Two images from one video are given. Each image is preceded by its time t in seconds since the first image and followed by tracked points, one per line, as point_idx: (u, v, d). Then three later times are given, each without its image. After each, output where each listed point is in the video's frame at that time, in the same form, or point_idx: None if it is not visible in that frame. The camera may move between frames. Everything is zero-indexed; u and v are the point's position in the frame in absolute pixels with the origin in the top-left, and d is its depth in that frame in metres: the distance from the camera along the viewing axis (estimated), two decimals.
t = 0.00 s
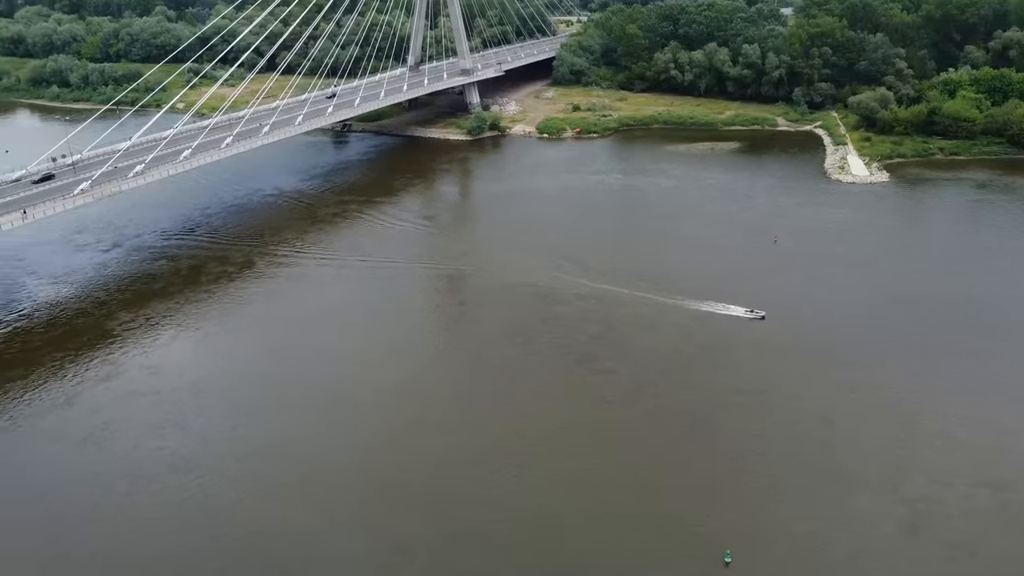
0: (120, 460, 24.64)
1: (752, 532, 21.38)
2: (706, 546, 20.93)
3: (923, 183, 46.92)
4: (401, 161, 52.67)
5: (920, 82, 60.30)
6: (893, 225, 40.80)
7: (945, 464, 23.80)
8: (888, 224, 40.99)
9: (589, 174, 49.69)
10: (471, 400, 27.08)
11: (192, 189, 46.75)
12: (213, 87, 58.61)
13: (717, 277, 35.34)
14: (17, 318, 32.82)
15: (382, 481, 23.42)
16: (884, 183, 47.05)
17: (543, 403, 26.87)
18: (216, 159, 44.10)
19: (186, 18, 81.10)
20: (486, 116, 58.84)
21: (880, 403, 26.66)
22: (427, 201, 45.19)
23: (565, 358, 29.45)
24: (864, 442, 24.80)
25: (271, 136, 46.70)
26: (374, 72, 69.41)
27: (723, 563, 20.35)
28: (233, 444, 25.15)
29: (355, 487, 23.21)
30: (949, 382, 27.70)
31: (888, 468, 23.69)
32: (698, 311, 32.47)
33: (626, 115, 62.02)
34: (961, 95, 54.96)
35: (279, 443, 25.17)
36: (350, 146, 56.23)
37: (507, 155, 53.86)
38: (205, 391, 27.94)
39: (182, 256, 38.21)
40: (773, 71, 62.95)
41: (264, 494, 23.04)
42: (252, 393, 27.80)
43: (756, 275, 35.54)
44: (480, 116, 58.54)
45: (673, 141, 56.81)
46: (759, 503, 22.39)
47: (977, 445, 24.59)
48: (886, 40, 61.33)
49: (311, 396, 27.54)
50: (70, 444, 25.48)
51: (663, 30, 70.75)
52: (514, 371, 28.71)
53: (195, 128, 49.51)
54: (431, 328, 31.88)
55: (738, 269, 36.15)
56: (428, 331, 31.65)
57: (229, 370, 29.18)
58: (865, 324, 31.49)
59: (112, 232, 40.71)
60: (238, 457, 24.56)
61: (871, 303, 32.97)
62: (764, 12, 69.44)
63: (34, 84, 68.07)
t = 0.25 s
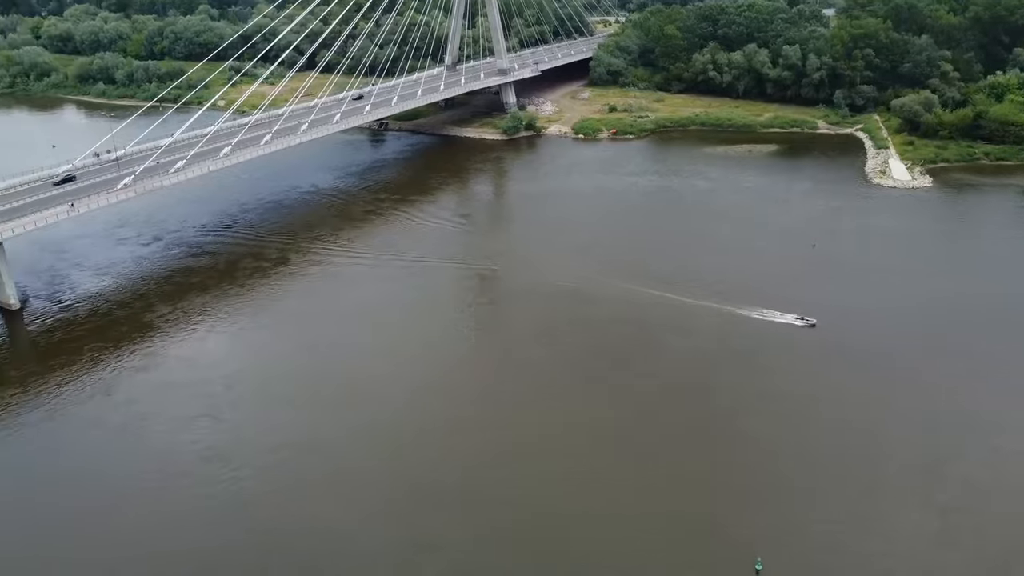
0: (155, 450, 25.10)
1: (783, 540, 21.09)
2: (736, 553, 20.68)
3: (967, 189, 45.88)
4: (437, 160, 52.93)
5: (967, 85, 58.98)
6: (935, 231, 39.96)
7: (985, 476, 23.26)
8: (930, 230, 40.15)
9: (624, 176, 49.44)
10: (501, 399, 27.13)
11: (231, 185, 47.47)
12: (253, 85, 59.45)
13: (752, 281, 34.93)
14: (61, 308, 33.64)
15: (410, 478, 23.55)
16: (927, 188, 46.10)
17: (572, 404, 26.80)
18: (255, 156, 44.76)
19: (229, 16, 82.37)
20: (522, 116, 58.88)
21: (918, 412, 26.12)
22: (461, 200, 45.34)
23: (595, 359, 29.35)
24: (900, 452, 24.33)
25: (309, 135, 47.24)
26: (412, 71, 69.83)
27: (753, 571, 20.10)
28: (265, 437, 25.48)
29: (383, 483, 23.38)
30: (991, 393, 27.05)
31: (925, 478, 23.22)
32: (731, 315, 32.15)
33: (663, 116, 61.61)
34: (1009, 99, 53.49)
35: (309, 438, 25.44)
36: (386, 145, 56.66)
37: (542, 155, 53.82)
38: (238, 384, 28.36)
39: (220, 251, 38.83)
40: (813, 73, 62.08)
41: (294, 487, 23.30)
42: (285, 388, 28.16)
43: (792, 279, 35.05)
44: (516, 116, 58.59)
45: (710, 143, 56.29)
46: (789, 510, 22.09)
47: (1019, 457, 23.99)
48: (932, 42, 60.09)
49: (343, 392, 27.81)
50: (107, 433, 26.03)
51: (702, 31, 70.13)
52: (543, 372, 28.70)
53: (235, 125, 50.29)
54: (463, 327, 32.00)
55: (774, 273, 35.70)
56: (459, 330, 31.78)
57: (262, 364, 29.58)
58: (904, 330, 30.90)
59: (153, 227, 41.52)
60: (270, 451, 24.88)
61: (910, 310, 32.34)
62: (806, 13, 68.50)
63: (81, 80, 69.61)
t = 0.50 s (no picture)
0: (189, 442, 25.52)
1: (814, 548, 20.80)
2: (765, 558, 20.47)
3: (1011, 194, 44.86)
4: (471, 159, 53.09)
5: (1013, 88, 57.67)
6: (977, 237, 39.13)
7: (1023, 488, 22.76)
8: (972, 236, 39.32)
9: (658, 177, 49.13)
10: (531, 398, 27.15)
11: (268, 182, 48.09)
12: (291, 84, 60.17)
13: (786, 285, 34.52)
14: (101, 300, 34.36)
15: (438, 474, 23.67)
16: (969, 193, 45.17)
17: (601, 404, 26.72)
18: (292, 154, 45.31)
19: (268, 15, 83.43)
20: (557, 116, 58.81)
21: (955, 422, 25.62)
22: (494, 200, 45.41)
23: (625, 360, 29.24)
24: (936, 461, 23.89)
25: (345, 133, 47.67)
26: (448, 71, 70.12)
27: None
28: (297, 431, 25.80)
29: (413, 479, 23.55)
30: None
31: (961, 489, 22.78)
32: (764, 319, 31.81)
33: (699, 117, 61.12)
34: None
35: (340, 433, 25.67)
36: (421, 143, 56.98)
37: (576, 155, 53.73)
38: (270, 377, 28.75)
39: (256, 247, 39.35)
40: (853, 75, 61.16)
41: (324, 481, 23.58)
42: (316, 382, 28.48)
43: (828, 284, 34.56)
44: (551, 116, 58.57)
45: (746, 145, 55.72)
46: (821, 517, 21.78)
47: None
48: (977, 44, 58.86)
49: (374, 388, 28.03)
50: (143, 423, 26.53)
51: (740, 32, 69.42)
52: (573, 372, 28.67)
53: (272, 123, 50.96)
54: (493, 326, 32.08)
55: (809, 277, 35.23)
56: (490, 328, 31.91)
57: (295, 358, 29.96)
58: (942, 338, 30.32)
59: (191, 222, 42.21)
60: (301, 444, 25.18)
61: (950, 318, 31.72)
62: (847, 14, 67.49)
63: (125, 78, 70.97)
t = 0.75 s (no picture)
0: (220, 433, 25.91)
1: (842, 557, 20.52)
2: (790, 565, 20.24)
3: None
4: (503, 159, 53.19)
5: None
6: (1019, 244, 38.24)
7: None
8: (1014, 243, 38.43)
9: (691, 179, 48.76)
10: (558, 398, 27.13)
11: (302, 179, 48.65)
12: (327, 82, 60.77)
13: (819, 290, 34.05)
14: (138, 293, 35.04)
15: (464, 471, 23.74)
16: (1011, 199, 44.16)
17: (628, 406, 26.63)
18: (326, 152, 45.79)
19: (306, 15, 84.36)
20: (591, 116, 58.65)
21: (991, 432, 25.10)
22: (526, 200, 45.43)
23: (654, 362, 29.09)
24: (969, 472, 23.44)
25: (378, 131, 48.04)
26: (482, 70, 70.29)
27: None
28: (325, 425, 26.07)
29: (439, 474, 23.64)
30: None
31: (995, 501, 22.31)
32: (797, 323, 31.43)
33: (735, 119, 60.53)
34: None
35: (367, 428, 25.86)
36: (454, 143, 57.21)
37: (609, 156, 53.54)
38: (300, 371, 29.10)
39: (289, 243, 39.85)
40: (893, 77, 60.14)
41: (351, 475, 23.78)
42: (345, 377, 28.74)
43: (862, 289, 34.03)
44: (584, 116, 58.42)
45: (782, 147, 55.07)
46: (850, 527, 21.47)
47: None
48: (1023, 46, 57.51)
49: (402, 384, 28.21)
50: (176, 414, 27.00)
51: (778, 33, 68.59)
52: (601, 373, 28.60)
53: (308, 121, 51.54)
54: (522, 325, 32.11)
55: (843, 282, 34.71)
56: (518, 327, 31.96)
57: (325, 353, 30.26)
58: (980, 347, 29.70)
59: (226, 217, 42.84)
60: (329, 438, 25.43)
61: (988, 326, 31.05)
62: (888, 15, 66.36)
63: (165, 75, 72.28)
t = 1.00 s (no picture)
0: (253, 426, 26.26)
1: (876, 571, 20.25)
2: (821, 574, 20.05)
3: None
4: (538, 159, 53.15)
5: None
6: None
7: None
8: None
9: (727, 181, 48.26)
10: (589, 399, 27.07)
11: (337, 177, 49.09)
12: (364, 81, 61.21)
13: (856, 296, 33.52)
14: (176, 287, 35.64)
15: (494, 470, 23.78)
16: None
17: (659, 408, 26.50)
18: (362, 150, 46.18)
19: (344, 14, 85.10)
20: (626, 116, 58.35)
21: None
22: (560, 200, 45.32)
23: (686, 366, 28.91)
24: (1008, 487, 22.99)
25: (414, 130, 48.28)
26: (517, 70, 70.27)
27: None
28: (357, 420, 26.30)
29: (468, 472, 23.72)
30: None
31: None
32: (833, 330, 31.01)
33: (773, 121, 59.79)
34: None
35: (398, 424, 26.03)
36: (489, 142, 57.32)
37: (645, 157, 53.26)
38: (332, 367, 29.39)
39: (323, 240, 40.23)
40: (937, 80, 59.02)
41: (382, 470, 23.96)
42: (377, 373, 28.96)
43: (901, 296, 33.43)
44: (619, 117, 58.12)
45: (820, 150, 54.29)
46: (884, 540, 21.16)
47: None
48: None
49: (433, 381, 28.35)
50: (211, 406, 27.43)
51: (818, 34, 67.56)
52: (633, 374, 28.47)
53: (344, 119, 52.02)
54: (553, 325, 32.09)
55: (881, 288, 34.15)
56: (550, 326, 31.95)
57: (357, 349, 30.52)
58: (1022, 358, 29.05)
59: (262, 214, 43.39)
60: (360, 433, 25.65)
61: None
62: (932, 16, 65.03)
63: (205, 73, 73.44)
